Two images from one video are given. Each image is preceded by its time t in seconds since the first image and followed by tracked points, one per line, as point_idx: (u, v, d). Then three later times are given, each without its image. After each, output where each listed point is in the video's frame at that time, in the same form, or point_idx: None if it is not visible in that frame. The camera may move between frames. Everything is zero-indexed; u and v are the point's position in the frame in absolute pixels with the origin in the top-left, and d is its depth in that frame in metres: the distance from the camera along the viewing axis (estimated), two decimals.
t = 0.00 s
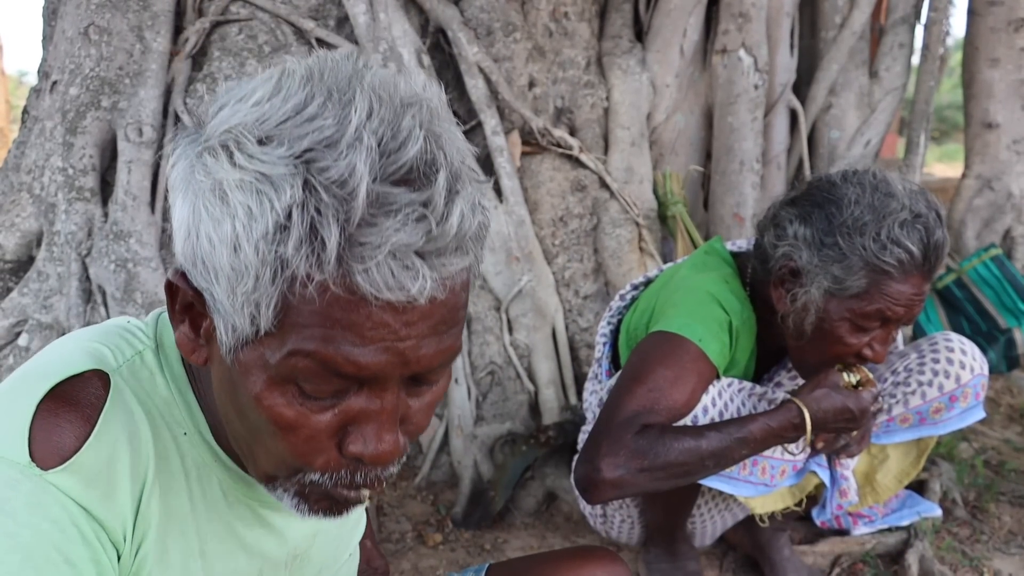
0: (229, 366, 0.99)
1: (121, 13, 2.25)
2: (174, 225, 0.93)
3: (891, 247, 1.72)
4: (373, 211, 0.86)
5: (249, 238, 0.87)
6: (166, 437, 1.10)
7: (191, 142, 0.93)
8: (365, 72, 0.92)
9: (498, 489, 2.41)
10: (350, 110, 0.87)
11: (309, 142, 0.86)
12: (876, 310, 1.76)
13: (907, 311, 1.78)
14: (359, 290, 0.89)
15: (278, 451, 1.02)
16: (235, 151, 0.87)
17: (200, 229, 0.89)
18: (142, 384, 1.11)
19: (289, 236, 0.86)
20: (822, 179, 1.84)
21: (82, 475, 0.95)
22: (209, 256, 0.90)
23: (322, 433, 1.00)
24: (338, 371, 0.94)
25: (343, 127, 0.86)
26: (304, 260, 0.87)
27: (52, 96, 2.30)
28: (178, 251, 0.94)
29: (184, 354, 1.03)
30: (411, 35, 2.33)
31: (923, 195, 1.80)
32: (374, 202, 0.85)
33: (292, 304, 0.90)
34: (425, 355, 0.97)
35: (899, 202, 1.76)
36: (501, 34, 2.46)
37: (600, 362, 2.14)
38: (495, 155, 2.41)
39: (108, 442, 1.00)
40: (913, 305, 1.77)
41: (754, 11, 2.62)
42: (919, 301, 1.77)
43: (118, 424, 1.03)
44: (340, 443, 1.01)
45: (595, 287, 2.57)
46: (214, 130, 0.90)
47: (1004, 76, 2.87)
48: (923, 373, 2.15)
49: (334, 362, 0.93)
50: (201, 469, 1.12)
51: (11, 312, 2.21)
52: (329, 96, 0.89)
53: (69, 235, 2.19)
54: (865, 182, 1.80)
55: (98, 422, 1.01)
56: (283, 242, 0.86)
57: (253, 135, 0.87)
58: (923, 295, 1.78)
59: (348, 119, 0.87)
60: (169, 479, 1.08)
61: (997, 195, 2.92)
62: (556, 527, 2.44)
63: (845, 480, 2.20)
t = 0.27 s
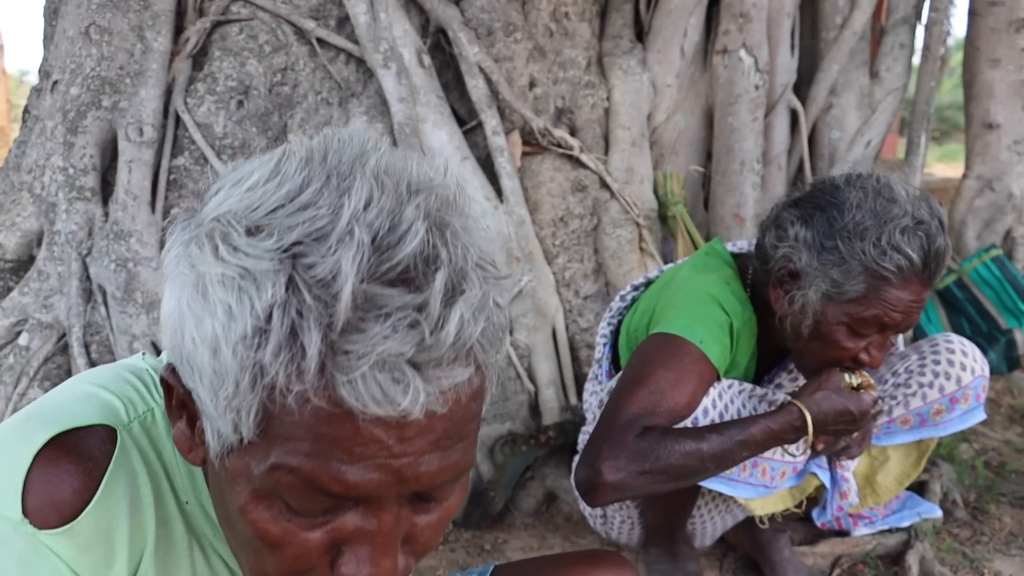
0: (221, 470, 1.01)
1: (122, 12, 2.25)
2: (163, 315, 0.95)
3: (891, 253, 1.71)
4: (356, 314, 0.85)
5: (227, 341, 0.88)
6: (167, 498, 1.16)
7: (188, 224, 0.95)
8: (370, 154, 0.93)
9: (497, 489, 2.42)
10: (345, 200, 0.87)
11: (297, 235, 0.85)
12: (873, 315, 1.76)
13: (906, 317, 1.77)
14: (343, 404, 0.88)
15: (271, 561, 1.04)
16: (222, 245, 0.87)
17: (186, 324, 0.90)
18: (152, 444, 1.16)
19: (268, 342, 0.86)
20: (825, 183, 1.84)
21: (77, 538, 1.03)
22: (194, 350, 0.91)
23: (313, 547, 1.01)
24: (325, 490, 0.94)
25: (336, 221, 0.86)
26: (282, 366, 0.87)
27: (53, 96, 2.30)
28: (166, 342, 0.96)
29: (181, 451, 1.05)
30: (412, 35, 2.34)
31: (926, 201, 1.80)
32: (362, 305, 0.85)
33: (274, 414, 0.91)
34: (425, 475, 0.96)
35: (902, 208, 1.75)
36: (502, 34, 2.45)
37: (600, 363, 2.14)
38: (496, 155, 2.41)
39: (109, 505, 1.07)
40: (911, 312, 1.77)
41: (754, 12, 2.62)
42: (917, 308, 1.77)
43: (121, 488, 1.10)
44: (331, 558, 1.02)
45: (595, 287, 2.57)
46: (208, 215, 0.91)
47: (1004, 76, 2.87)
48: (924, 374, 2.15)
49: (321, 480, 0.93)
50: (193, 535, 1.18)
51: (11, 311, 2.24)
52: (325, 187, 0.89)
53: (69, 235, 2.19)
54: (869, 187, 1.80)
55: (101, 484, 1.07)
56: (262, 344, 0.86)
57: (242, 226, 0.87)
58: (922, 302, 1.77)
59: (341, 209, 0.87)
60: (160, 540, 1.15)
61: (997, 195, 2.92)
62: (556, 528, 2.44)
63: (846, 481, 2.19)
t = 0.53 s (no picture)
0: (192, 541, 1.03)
1: (123, 12, 2.26)
2: (131, 374, 0.99)
3: (894, 254, 1.71)
4: (309, 410, 0.87)
5: (182, 421, 0.91)
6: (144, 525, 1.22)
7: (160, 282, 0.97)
8: (347, 218, 0.92)
9: (498, 490, 2.43)
10: (310, 274, 0.87)
11: (259, 311, 0.87)
12: (874, 315, 1.76)
13: (907, 319, 1.77)
14: (294, 499, 0.91)
15: None
16: (186, 312, 0.89)
17: (149, 392, 0.94)
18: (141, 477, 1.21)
19: (221, 428, 0.89)
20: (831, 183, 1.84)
21: None
22: (156, 418, 0.95)
23: None
24: None
25: (299, 296, 0.87)
26: (233, 456, 0.90)
27: (54, 96, 2.30)
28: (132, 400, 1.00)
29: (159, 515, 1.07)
30: (413, 35, 2.35)
31: (931, 204, 1.80)
32: (318, 398, 0.87)
33: (228, 500, 0.94)
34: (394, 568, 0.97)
35: (905, 210, 1.76)
36: (503, 34, 2.45)
37: (601, 363, 2.15)
38: (497, 155, 2.41)
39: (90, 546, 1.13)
40: (912, 313, 1.77)
41: (754, 12, 2.62)
42: (918, 310, 1.77)
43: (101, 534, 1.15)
44: None
45: (596, 287, 2.57)
46: (176, 277, 0.93)
47: (1005, 76, 2.87)
48: (925, 374, 2.15)
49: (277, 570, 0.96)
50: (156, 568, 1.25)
51: (13, 311, 2.24)
52: (292, 257, 0.89)
53: (70, 235, 2.19)
54: (874, 188, 1.80)
55: (86, 528, 1.12)
56: (216, 425, 0.90)
57: (204, 297, 0.89)
58: (924, 305, 1.77)
59: (305, 285, 0.87)
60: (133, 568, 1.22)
61: (997, 195, 2.91)
62: (556, 527, 2.44)
63: (846, 481, 2.19)
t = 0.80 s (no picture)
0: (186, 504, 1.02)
1: (125, 15, 2.27)
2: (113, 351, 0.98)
3: (892, 250, 1.73)
4: (289, 362, 0.86)
5: (166, 384, 0.90)
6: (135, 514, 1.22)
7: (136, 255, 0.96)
8: (313, 179, 0.92)
9: (499, 488, 2.45)
10: (281, 235, 0.87)
11: (232, 274, 0.86)
12: (872, 312, 1.77)
13: (905, 315, 1.79)
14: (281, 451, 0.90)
15: None
16: (160, 280, 0.89)
17: (132, 361, 0.93)
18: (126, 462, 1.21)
19: (203, 390, 0.88)
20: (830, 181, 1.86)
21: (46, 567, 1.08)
22: (140, 388, 0.94)
23: None
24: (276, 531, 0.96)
25: (271, 256, 0.86)
26: (218, 414, 0.89)
27: (57, 98, 2.31)
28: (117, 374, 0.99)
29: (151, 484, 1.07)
30: (414, 36, 2.35)
31: (929, 201, 1.82)
32: (297, 350, 0.85)
33: (216, 459, 0.93)
34: (380, 512, 0.97)
35: (904, 207, 1.78)
36: (503, 35, 2.46)
37: (601, 362, 2.17)
38: (498, 155, 2.42)
39: (79, 532, 1.12)
40: (910, 310, 1.79)
41: (753, 13, 2.64)
42: (916, 306, 1.79)
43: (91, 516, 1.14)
44: None
45: (596, 287, 2.60)
46: (150, 249, 0.92)
47: (1002, 77, 2.88)
48: (923, 371, 2.17)
49: (269, 523, 0.95)
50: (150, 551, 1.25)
51: (18, 311, 2.23)
52: (262, 219, 0.88)
53: (74, 236, 2.21)
54: (872, 186, 1.82)
55: (74, 512, 1.12)
56: (200, 387, 0.89)
57: (179, 265, 0.88)
58: (922, 301, 1.79)
59: (277, 246, 0.86)
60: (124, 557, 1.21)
61: (995, 194, 2.93)
62: (558, 525, 2.46)
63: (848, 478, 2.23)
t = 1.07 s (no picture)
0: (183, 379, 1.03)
1: (126, 15, 2.27)
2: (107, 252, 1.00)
3: (894, 249, 1.73)
4: (283, 187, 0.89)
5: (168, 236, 0.92)
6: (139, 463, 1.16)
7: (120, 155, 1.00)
8: (282, 60, 0.99)
9: (500, 486, 2.44)
10: (262, 95, 0.93)
11: (222, 132, 0.91)
12: (874, 310, 1.77)
13: (906, 313, 1.79)
14: (283, 273, 0.91)
15: (242, 460, 1.05)
16: (154, 150, 0.93)
17: (128, 236, 0.95)
18: (113, 409, 1.17)
19: (206, 226, 0.90)
20: (830, 179, 1.86)
21: (46, 509, 1.03)
22: (140, 261, 0.95)
23: (278, 434, 1.02)
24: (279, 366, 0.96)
25: (256, 110, 0.91)
26: (223, 250, 0.91)
27: (57, 97, 2.29)
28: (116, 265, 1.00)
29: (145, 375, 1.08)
30: (414, 36, 2.33)
31: (930, 199, 1.82)
32: (287, 181, 0.89)
33: (219, 298, 0.93)
34: (373, 342, 0.97)
35: (905, 205, 1.78)
36: (503, 34, 2.46)
37: (602, 361, 2.17)
38: (498, 154, 2.42)
39: (75, 472, 1.07)
40: (912, 308, 1.79)
41: (754, 11, 2.64)
42: (918, 304, 1.79)
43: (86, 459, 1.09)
44: (298, 444, 1.03)
45: (597, 286, 2.60)
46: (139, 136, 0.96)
47: (1003, 75, 2.88)
48: (924, 370, 2.17)
49: (272, 355, 0.95)
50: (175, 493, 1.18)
51: (18, 311, 2.24)
52: (242, 88, 0.94)
53: (75, 236, 2.22)
54: (873, 184, 1.82)
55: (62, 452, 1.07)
56: (201, 232, 0.91)
57: (170, 134, 0.93)
58: (924, 299, 1.79)
59: (259, 103, 0.92)
60: (137, 508, 1.15)
61: (996, 192, 2.93)
62: (559, 524, 2.46)
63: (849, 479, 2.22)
